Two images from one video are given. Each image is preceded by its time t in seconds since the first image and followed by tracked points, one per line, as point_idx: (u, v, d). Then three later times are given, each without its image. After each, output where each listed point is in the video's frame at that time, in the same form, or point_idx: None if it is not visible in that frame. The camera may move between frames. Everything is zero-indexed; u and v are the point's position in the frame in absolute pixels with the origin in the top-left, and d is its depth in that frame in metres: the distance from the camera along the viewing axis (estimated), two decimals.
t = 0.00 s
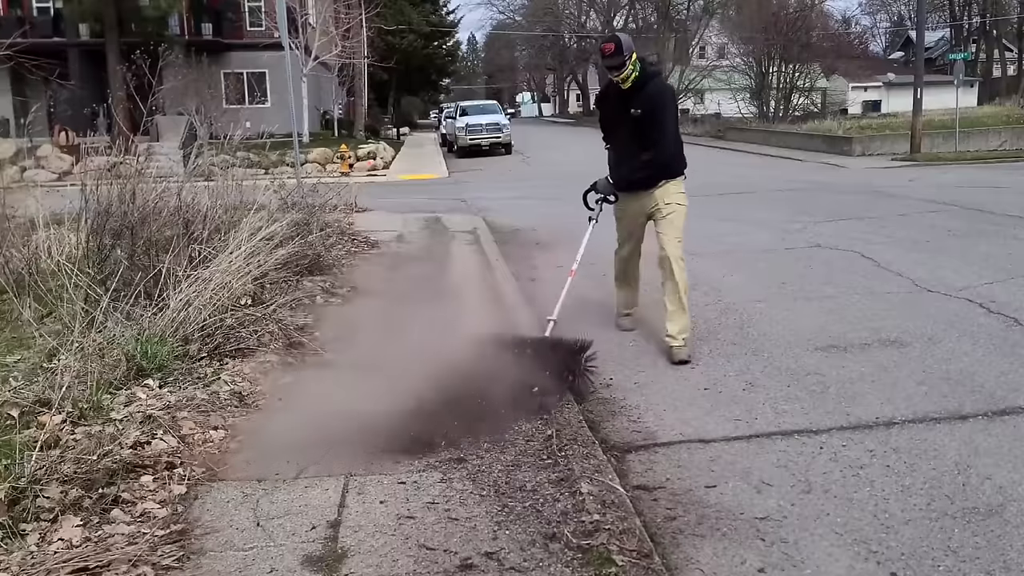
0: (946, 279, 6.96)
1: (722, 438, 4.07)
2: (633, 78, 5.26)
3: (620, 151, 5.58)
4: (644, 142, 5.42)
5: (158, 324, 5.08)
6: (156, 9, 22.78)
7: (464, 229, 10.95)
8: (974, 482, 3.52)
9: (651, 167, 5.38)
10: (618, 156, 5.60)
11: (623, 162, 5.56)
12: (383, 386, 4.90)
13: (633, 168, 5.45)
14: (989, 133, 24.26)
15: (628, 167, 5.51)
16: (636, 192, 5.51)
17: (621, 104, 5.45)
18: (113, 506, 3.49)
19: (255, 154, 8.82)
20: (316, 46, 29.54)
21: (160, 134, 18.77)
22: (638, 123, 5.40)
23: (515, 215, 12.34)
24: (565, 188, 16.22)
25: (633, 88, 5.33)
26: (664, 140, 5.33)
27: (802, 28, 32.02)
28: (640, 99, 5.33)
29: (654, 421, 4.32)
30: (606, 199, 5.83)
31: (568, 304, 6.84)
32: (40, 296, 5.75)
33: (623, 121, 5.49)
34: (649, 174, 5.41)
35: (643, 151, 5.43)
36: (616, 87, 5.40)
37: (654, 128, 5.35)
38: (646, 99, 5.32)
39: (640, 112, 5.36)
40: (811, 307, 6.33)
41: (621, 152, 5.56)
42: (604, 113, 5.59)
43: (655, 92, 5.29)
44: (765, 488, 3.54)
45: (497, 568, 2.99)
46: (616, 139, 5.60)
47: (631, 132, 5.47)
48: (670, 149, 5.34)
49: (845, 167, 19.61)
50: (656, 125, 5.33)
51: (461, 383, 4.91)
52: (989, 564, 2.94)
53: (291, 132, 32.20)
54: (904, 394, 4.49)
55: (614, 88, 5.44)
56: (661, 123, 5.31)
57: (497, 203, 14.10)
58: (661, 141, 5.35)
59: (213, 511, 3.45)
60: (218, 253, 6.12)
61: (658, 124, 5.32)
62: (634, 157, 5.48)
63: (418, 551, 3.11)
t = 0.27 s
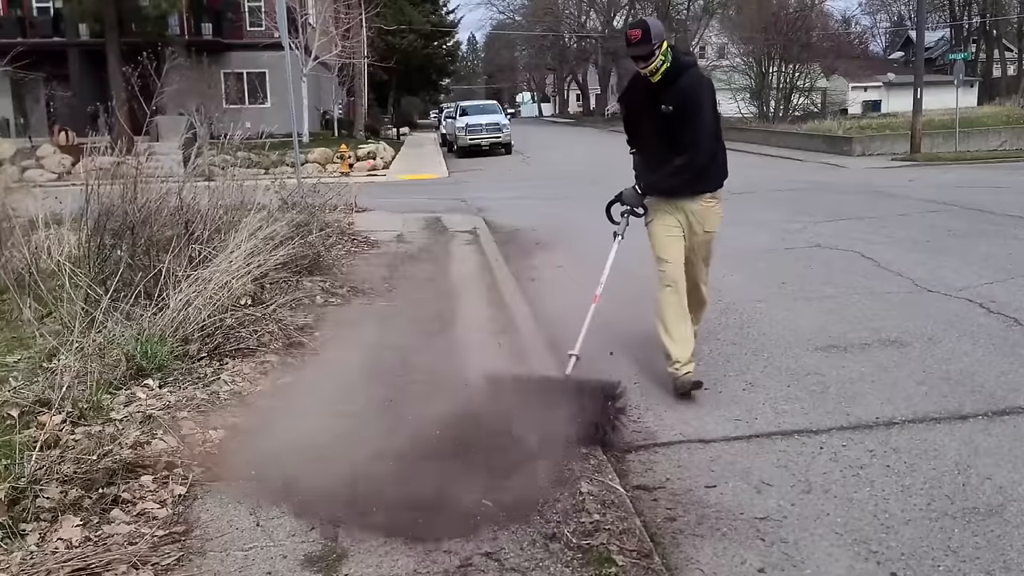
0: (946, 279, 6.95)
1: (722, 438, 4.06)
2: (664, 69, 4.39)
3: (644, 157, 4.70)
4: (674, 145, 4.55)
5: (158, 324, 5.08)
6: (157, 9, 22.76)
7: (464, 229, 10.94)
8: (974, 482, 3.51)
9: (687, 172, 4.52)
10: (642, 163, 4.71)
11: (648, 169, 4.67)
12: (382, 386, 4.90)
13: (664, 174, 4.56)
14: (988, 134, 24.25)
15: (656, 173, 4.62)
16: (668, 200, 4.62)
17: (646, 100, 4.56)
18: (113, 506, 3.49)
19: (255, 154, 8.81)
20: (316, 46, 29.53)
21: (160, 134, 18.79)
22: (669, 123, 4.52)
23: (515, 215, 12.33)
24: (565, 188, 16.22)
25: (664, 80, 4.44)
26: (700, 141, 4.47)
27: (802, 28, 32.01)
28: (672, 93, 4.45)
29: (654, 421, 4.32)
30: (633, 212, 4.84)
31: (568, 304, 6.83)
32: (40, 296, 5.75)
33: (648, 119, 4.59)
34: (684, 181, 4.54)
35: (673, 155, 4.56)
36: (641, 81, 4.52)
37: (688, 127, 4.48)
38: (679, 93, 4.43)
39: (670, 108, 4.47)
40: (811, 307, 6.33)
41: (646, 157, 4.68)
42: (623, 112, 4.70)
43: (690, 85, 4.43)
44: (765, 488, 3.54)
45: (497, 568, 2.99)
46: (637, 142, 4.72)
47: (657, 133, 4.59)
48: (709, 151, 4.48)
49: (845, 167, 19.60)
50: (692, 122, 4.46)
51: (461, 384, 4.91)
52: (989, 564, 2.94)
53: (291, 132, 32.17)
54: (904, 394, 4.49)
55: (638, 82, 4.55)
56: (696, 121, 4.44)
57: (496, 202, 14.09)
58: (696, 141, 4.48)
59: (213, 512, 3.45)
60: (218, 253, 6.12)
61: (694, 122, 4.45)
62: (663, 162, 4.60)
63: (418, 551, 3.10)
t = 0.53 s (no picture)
0: (946, 279, 6.95)
1: (723, 438, 4.06)
2: (706, 57, 3.80)
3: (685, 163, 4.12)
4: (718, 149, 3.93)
5: (157, 324, 5.07)
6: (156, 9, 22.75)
7: (464, 229, 10.93)
8: (974, 482, 3.51)
9: (725, 179, 3.87)
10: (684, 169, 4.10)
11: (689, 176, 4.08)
12: (381, 386, 4.90)
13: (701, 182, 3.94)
14: (988, 134, 24.26)
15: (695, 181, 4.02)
16: (706, 211, 4.03)
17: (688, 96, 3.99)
18: (112, 506, 3.50)
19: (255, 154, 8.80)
20: (316, 46, 29.52)
21: (160, 134, 18.81)
22: (710, 122, 3.92)
23: (515, 215, 12.32)
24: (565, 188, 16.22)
25: (707, 70, 3.85)
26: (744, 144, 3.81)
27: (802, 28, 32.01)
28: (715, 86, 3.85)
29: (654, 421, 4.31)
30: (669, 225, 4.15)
31: (567, 304, 6.83)
32: (39, 295, 5.74)
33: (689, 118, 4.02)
34: (724, 189, 3.90)
35: (715, 161, 3.94)
36: (683, 73, 3.97)
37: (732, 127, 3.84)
38: (722, 86, 3.82)
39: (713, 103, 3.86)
40: (811, 307, 6.33)
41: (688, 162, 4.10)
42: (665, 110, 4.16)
43: (736, 77, 3.80)
44: (766, 488, 3.54)
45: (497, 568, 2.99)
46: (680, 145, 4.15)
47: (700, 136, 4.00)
48: (753, 157, 3.82)
49: (845, 167, 19.59)
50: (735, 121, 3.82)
51: (459, 383, 4.91)
52: (989, 564, 2.94)
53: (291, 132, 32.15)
54: (904, 394, 4.49)
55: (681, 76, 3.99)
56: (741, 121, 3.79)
57: (496, 203, 14.08)
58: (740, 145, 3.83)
59: (213, 512, 3.45)
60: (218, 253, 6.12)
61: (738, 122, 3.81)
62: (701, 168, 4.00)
63: (419, 552, 3.10)
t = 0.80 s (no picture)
0: (946, 279, 6.95)
1: (722, 438, 4.06)
2: (784, 36, 3.13)
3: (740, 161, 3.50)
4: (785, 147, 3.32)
5: (158, 324, 5.07)
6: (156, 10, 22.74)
7: (464, 229, 10.93)
8: (974, 482, 3.52)
9: (793, 188, 3.26)
10: (744, 171, 3.47)
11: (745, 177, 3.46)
12: (381, 386, 4.90)
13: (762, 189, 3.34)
14: (988, 134, 24.27)
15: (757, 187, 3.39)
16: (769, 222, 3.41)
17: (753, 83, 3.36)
18: (112, 506, 3.50)
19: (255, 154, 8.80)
20: (316, 46, 29.51)
21: (160, 134, 18.83)
22: (780, 117, 3.28)
23: (515, 215, 12.32)
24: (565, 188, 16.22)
25: (781, 52, 3.22)
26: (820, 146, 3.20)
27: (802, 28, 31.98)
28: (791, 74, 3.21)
29: (654, 421, 4.32)
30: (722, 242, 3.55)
31: (568, 304, 6.84)
32: (39, 295, 5.74)
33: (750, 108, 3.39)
34: (792, 201, 3.29)
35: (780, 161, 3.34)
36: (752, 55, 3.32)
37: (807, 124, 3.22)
38: (800, 73, 3.18)
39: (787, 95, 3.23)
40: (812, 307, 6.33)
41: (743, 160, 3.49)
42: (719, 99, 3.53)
43: (819, 61, 3.16)
44: (765, 488, 3.54)
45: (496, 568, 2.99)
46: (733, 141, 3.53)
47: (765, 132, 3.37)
48: (829, 162, 3.22)
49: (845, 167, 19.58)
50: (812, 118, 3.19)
51: (459, 383, 4.91)
52: (989, 564, 2.94)
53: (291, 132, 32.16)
54: (904, 394, 4.49)
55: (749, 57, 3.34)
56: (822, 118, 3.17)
57: (496, 202, 14.08)
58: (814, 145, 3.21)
59: (213, 512, 3.45)
60: (218, 253, 6.12)
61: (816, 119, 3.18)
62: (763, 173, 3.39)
63: (419, 552, 3.11)
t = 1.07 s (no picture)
0: (946, 279, 6.95)
1: (722, 439, 4.06)
2: (835, 17, 2.66)
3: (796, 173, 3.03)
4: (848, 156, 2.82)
5: (158, 324, 5.07)
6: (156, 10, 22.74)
7: (464, 229, 10.92)
8: (974, 482, 3.51)
9: (860, 204, 2.73)
10: (805, 189, 2.97)
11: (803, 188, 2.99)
12: (382, 386, 4.90)
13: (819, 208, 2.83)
14: (988, 134, 24.26)
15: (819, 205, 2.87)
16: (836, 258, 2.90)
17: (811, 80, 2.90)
18: (112, 506, 3.50)
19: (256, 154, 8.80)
20: (316, 47, 29.51)
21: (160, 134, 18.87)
22: (833, 115, 2.80)
23: (515, 215, 12.32)
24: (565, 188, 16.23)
25: (834, 39, 2.74)
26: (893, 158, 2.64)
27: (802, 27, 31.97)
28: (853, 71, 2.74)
29: (654, 421, 4.32)
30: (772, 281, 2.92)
31: (568, 304, 6.85)
32: (40, 296, 5.75)
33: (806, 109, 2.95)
34: (859, 220, 2.76)
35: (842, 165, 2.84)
36: (798, 47, 2.91)
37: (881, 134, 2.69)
38: (858, 62, 2.69)
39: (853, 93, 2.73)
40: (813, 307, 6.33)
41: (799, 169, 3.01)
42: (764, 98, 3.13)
43: (882, 45, 2.66)
44: (766, 488, 3.55)
45: (495, 568, 2.99)
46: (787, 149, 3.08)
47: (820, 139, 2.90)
48: (903, 168, 2.66)
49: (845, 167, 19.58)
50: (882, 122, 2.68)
51: (460, 383, 4.91)
52: (989, 564, 2.94)
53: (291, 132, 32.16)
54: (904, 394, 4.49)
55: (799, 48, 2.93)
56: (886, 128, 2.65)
57: (497, 202, 14.08)
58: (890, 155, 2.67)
59: (213, 512, 3.45)
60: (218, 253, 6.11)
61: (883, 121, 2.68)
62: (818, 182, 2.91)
63: (419, 552, 3.11)
